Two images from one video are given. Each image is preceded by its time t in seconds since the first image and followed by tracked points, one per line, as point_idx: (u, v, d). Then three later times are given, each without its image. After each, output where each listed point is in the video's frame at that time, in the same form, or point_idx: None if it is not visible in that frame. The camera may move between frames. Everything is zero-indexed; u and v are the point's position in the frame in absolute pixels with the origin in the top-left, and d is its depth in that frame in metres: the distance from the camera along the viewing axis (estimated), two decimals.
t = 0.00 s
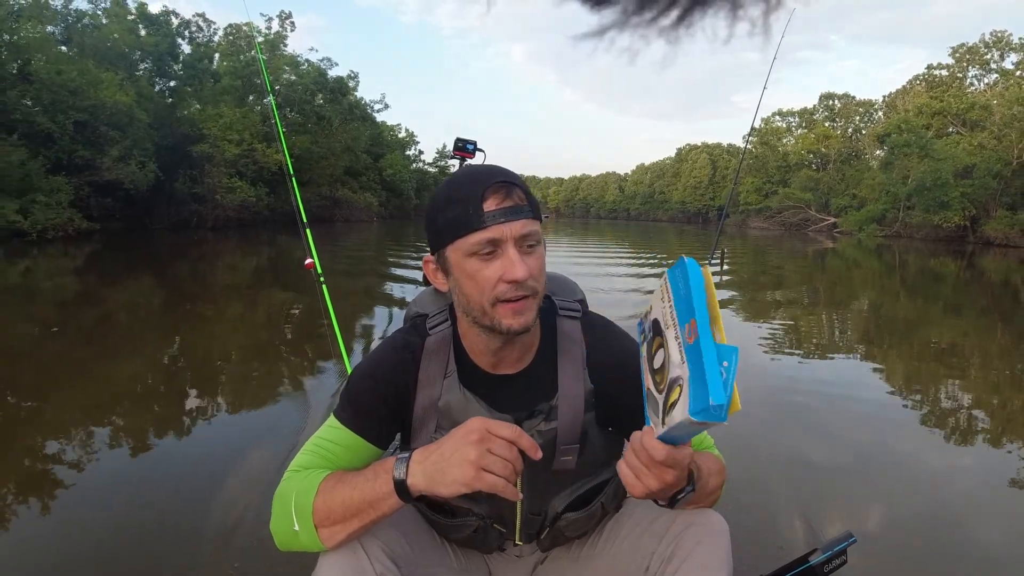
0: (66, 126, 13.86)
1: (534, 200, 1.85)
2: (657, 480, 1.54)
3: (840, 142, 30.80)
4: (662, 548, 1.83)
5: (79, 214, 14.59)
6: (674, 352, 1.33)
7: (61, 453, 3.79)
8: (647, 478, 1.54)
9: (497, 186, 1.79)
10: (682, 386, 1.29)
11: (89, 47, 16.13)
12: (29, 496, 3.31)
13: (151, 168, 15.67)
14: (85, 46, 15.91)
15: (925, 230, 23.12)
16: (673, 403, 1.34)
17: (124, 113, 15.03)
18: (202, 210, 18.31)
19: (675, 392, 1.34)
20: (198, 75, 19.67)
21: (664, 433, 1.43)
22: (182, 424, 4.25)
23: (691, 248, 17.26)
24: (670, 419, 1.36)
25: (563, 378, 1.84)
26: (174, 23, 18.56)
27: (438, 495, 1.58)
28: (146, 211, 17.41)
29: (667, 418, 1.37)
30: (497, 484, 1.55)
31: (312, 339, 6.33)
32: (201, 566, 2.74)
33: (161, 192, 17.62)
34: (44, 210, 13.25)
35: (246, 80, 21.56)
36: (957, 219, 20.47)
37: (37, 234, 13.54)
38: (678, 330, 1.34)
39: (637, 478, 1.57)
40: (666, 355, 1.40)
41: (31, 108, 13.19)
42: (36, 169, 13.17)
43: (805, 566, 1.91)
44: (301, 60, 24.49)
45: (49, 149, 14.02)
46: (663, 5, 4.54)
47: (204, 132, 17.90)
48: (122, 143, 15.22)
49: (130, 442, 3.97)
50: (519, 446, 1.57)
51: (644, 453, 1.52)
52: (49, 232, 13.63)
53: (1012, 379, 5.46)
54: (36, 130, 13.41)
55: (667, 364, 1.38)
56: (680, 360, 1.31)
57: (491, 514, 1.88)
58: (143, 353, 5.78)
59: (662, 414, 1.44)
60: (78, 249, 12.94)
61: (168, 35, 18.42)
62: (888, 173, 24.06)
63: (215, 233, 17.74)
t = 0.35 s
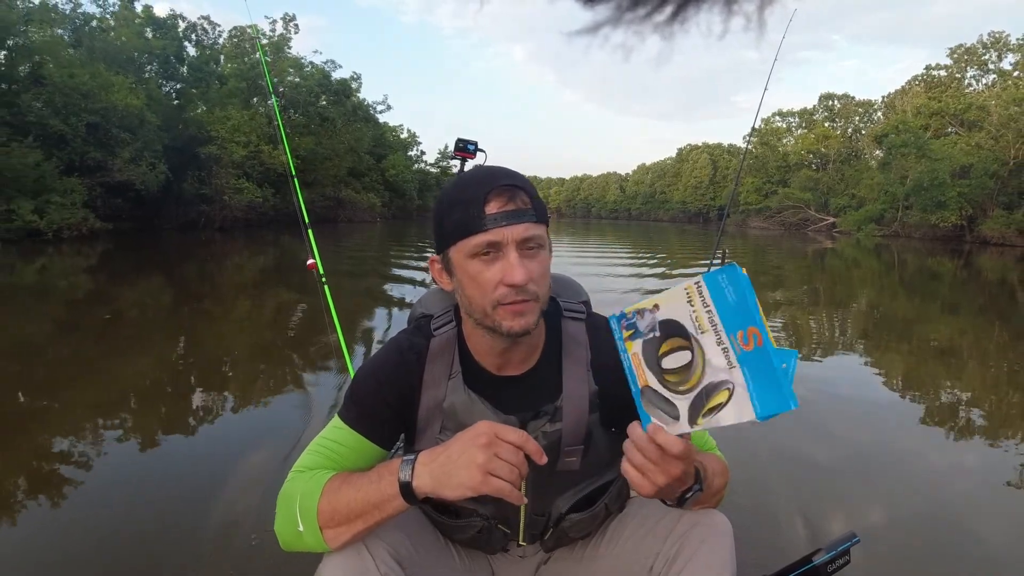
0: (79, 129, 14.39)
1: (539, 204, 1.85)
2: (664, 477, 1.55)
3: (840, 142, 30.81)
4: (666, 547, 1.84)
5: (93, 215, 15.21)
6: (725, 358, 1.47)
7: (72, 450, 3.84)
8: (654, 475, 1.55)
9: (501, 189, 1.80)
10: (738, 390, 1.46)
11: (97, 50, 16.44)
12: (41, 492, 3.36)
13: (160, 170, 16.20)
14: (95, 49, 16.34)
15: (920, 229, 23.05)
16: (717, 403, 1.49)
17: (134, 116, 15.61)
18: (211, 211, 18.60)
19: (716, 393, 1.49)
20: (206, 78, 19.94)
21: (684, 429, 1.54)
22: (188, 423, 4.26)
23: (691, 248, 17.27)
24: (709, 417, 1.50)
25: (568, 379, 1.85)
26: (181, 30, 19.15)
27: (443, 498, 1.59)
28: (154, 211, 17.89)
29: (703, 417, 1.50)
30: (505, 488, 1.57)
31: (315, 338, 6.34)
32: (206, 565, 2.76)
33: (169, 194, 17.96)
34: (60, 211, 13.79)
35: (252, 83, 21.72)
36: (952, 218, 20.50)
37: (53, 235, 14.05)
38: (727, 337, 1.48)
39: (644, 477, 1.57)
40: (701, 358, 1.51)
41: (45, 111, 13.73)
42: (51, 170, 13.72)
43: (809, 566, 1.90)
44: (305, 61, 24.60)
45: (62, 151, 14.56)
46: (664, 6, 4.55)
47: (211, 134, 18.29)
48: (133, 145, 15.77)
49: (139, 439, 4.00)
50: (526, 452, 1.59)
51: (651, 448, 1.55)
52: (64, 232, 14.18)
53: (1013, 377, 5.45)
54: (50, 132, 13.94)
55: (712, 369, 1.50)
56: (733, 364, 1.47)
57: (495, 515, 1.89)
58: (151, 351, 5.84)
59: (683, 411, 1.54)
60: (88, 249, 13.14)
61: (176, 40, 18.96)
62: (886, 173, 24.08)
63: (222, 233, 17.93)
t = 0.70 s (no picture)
0: (91, 132, 14.49)
1: (538, 203, 1.83)
2: (671, 472, 1.56)
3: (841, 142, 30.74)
4: (663, 548, 1.84)
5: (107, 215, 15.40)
6: (668, 321, 1.49)
7: (83, 448, 3.88)
8: (661, 473, 1.56)
9: (496, 188, 1.80)
10: (695, 343, 1.45)
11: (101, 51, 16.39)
12: (52, 489, 3.40)
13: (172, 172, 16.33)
14: (106, 53, 16.51)
15: (917, 229, 23.02)
16: (686, 362, 1.48)
17: (145, 120, 15.67)
18: (219, 211, 18.75)
19: (680, 354, 1.49)
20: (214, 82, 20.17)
21: (675, 408, 1.53)
22: (194, 421, 4.30)
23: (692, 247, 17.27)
24: (688, 381, 1.48)
25: (566, 378, 1.87)
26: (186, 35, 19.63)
27: (441, 496, 1.60)
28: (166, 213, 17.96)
29: (682, 382, 1.49)
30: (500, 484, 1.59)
31: (317, 338, 6.36)
32: (209, 563, 2.77)
33: (179, 195, 18.12)
34: (75, 211, 14.05)
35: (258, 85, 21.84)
36: (951, 217, 20.47)
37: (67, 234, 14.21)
38: (662, 301, 1.52)
39: (650, 475, 1.58)
40: (652, 331, 1.54)
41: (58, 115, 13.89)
42: (66, 172, 13.96)
43: (806, 566, 1.89)
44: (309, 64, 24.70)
45: (75, 154, 14.72)
46: (664, 6, 4.55)
47: (220, 136, 18.62)
48: (144, 148, 15.82)
49: (148, 437, 4.04)
50: (522, 450, 1.62)
51: (655, 444, 1.55)
52: (79, 233, 14.41)
53: (1012, 376, 5.45)
54: (63, 135, 14.12)
55: (665, 336, 1.51)
56: (681, 319, 1.48)
57: (493, 515, 1.89)
58: (157, 350, 5.87)
59: (665, 389, 1.54)
60: (102, 248, 13.28)
61: (182, 45, 19.28)
62: (886, 173, 24.05)
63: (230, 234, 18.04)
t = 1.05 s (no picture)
0: (105, 134, 14.81)
1: (541, 208, 1.83)
2: (667, 477, 1.58)
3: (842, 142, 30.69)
4: (663, 548, 1.83)
5: (120, 216, 15.66)
6: (679, 325, 1.50)
7: (93, 444, 3.92)
8: (657, 477, 1.58)
9: (499, 192, 1.79)
10: (706, 348, 1.47)
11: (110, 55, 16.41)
12: (62, 486, 3.44)
13: (183, 173, 16.85)
14: (117, 57, 16.54)
15: (917, 228, 23.02)
16: (692, 368, 1.49)
17: (156, 121, 16.05)
18: (228, 212, 19.23)
19: (688, 359, 1.50)
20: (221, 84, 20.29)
21: (677, 413, 1.53)
22: (201, 419, 4.33)
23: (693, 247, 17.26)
24: (693, 386, 1.49)
25: (568, 380, 1.86)
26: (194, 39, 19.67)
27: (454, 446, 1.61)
28: (176, 214, 18.11)
29: (687, 387, 1.50)
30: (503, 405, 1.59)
31: (320, 337, 6.36)
32: (212, 560, 2.78)
33: (188, 195, 18.29)
34: (91, 211, 14.31)
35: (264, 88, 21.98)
36: (950, 216, 20.50)
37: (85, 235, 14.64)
38: (672, 305, 1.53)
39: (647, 480, 1.60)
40: (658, 335, 1.55)
41: (72, 117, 14.20)
42: (81, 174, 14.13)
43: (806, 566, 1.89)
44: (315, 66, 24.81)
45: (89, 155, 14.97)
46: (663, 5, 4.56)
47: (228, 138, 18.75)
48: (156, 149, 16.17)
49: (156, 434, 4.07)
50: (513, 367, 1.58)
51: (654, 449, 1.56)
52: (94, 232, 14.70)
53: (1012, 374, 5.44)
54: (78, 138, 14.39)
55: (673, 340, 1.52)
56: (691, 325, 1.50)
57: (494, 516, 1.89)
58: (163, 348, 5.90)
59: (668, 395, 1.54)
60: (114, 248, 13.40)
61: (191, 49, 19.38)
62: (886, 172, 24.01)
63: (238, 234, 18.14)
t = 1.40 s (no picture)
0: (119, 136, 15.05)
1: (529, 213, 1.80)
2: (667, 475, 1.59)
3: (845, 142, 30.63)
4: (663, 547, 1.81)
5: (136, 217, 15.97)
6: (681, 316, 1.56)
7: (106, 443, 3.95)
8: (657, 475, 1.59)
9: (486, 201, 1.77)
10: (708, 335, 1.54)
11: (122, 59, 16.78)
12: (76, 483, 3.48)
13: (196, 175, 17.10)
14: (128, 61, 16.85)
15: (919, 227, 22.96)
16: (697, 355, 1.55)
17: (169, 124, 16.16)
18: (239, 213, 19.52)
19: (691, 347, 1.56)
20: (230, 87, 20.43)
21: (679, 405, 1.56)
22: (209, 417, 4.35)
23: (696, 246, 17.25)
24: (697, 373, 1.55)
25: (568, 379, 1.84)
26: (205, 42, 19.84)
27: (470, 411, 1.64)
28: (188, 214, 18.33)
29: (692, 375, 1.55)
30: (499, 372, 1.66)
31: (323, 336, 6.36)
32: (217, 558, 2.78)
33: (200, 197, 18.56)
34: (107, 212, 14.67)
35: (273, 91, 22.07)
36: (951, 216, 20.48)
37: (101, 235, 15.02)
38: (675, 296, 1.58)
39: (646, 478, 1.61)
40: (660, 326, 1.59)
41: (87, 121, 14.34)
42: (97, 176, 14.37)
43: (806, 566, 1.90)
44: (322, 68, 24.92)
45: (104, 157, 15.28)
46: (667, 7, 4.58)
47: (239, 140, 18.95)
48: (169, 152, 16.40)
49: (166, 432, 4.09)
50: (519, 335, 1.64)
51: (655, 446, 1.57)
52: (111, 232, 15.10)
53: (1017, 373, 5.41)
54: (93, 141, 14.66)
55: (675, 331, 1.57)
56: (693, 314, 1.56)
57: (495, 515, 1.88)
58: (172, 347, 5.95)
59: (671, 387, 1.57)
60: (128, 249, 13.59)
61: (202, 52, 19.52)
62: (889, 171, 23.92)
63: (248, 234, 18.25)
